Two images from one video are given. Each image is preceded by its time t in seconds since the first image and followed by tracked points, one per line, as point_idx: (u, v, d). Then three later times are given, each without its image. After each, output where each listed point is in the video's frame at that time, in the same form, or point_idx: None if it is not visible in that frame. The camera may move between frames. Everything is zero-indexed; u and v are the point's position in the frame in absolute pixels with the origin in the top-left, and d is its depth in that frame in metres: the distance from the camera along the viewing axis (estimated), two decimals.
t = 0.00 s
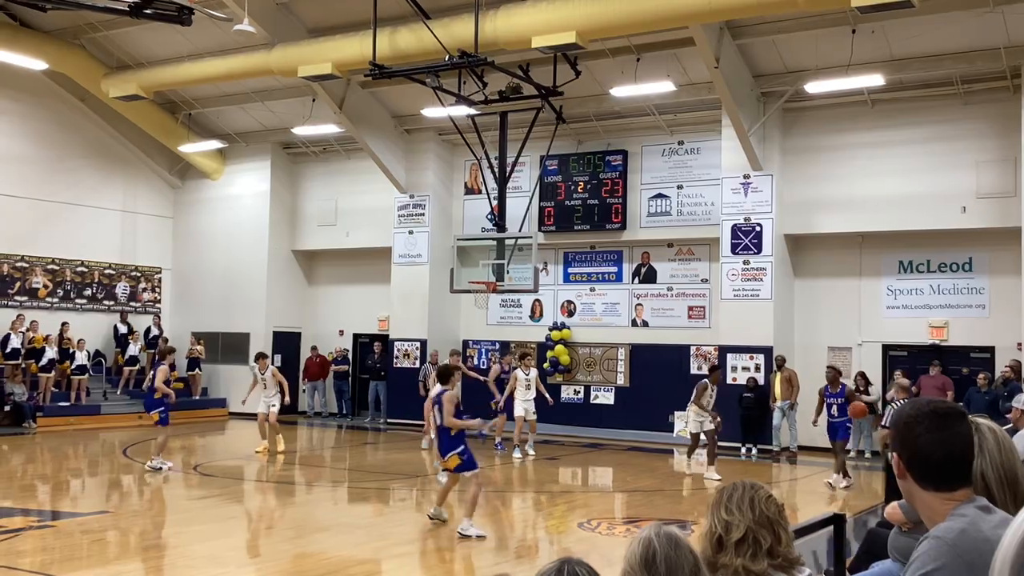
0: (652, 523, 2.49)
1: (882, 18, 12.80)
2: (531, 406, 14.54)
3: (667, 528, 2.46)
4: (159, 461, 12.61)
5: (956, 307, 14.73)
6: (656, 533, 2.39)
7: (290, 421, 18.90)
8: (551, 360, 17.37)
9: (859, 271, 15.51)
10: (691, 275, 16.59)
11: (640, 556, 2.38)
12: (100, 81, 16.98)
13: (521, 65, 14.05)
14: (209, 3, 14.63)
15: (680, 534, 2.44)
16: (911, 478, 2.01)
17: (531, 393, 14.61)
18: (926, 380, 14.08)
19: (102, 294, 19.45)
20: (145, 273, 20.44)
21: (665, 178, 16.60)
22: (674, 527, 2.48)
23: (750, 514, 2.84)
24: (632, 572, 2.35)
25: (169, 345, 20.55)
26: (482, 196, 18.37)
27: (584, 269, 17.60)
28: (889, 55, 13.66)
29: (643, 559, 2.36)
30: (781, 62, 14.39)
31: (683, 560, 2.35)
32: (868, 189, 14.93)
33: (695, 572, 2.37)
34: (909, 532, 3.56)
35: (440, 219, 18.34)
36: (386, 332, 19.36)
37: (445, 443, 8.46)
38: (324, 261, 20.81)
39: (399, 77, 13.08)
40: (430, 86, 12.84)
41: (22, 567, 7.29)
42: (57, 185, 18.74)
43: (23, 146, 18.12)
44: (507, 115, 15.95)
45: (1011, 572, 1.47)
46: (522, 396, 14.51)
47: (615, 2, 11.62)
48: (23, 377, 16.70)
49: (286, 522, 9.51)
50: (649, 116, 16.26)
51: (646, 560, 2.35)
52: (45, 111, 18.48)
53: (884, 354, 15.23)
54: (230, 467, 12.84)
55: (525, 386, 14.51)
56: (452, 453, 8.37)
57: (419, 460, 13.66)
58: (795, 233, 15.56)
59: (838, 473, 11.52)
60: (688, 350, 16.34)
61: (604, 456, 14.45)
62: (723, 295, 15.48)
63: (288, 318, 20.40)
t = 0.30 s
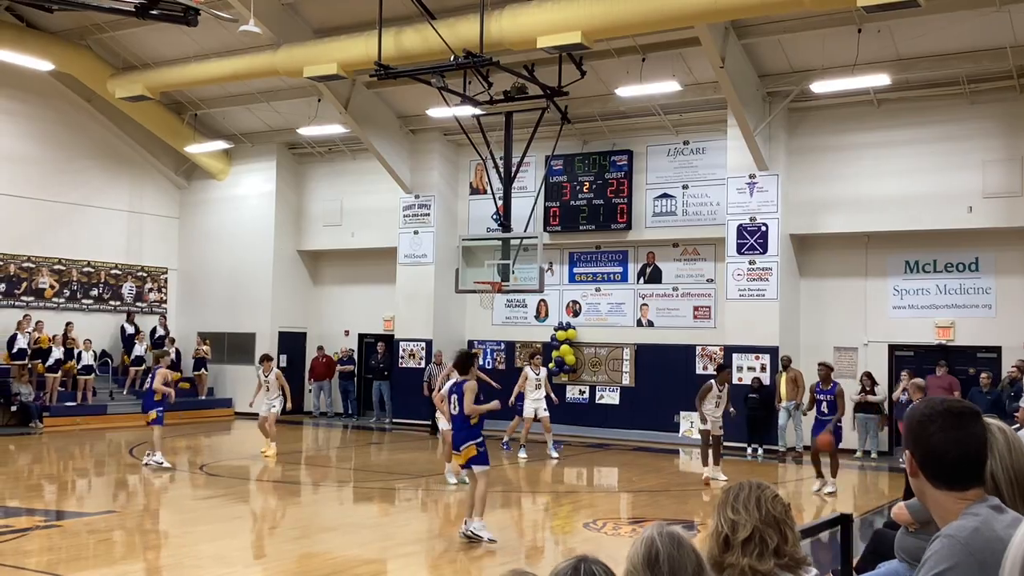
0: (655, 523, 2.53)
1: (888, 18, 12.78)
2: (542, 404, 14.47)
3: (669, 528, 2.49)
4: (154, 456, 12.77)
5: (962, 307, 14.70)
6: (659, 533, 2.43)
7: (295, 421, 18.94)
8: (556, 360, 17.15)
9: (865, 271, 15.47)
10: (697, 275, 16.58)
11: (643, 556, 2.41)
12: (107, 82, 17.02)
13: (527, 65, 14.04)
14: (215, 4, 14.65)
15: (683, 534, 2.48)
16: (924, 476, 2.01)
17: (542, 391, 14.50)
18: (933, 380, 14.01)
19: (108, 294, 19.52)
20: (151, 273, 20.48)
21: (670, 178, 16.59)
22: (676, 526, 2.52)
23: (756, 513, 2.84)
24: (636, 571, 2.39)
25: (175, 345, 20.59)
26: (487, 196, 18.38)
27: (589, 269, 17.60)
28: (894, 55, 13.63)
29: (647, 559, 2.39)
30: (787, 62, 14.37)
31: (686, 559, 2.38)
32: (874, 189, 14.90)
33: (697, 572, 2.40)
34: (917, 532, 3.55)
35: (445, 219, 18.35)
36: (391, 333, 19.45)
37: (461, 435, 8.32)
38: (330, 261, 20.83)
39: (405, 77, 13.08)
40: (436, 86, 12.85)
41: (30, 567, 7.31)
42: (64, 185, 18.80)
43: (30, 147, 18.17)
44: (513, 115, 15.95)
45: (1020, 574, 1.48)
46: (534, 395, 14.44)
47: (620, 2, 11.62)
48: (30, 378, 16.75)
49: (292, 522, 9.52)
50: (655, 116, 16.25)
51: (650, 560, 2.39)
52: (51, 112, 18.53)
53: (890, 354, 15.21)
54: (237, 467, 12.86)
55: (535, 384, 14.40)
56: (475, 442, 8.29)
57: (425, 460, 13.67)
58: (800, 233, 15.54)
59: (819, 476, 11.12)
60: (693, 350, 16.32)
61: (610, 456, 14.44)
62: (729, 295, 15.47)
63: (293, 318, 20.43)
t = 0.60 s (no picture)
0: (661, 521, 2.58)
1: (897, 16, 12.74)
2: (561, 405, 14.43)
3: (676, 527, 2.55)
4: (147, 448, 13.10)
5: (972, 306, 14.64)
6: (665, 532, 2.48)
7: (303, 420, 18.98)
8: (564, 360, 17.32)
9: (874, 270, 15.43)
10: (705, 274, 16.55)
11: (649, 554, 2.47)
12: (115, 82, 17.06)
13: (534, 65, 14.04)
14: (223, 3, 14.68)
15: (689, 533, 2.53)
16: (942, 475, 2.00)
17: (560, 391, 14.51)
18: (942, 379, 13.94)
19: (118, 294, 19.58)
20: (160, 273, 20.54)
21: (678, 178, 16.57)
22: (683, 525, 2.57)
23: (766, 513, 2.84)
24: (643, 569, 2.44)
25: (184, 344, 20.64)
26: (495, 195, 18.38)
27: (597, 269, 17.58)
28: (903, 53, 13.59)
29: (654, 558, 2.45)
30: (795, 60, 14.34)
31: (693, 559, 2.44)
32: (883, 187, 14.86)
33: (702, 570, 2.46)
34: (925, 533, 3.58)
35: (453, 218, 18.36)
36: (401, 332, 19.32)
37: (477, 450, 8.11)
38: (338, 260, 20.85)
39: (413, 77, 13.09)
40: (444, 86, 12.86)
41: (40, 566, 7.33)
42: (74, 185, 18.86)
43: (39, 147, 18.23)
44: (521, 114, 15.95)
45: None
46: (553, 395, 14.43)
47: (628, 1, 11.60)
48: (40, 377, 16.83)
49: (301, 521, 9.53)
50: (663, 116, 16.22)
51: (656, 559, 2.44)
52: (61, 113, 18.59)
53: (899, 353, 15.17)
54: (245, 466, 12.88)
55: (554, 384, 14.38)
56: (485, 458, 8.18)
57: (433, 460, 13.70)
58: (809, 232, 15.50)
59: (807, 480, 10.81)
60: (702, 350, 16.32)
61: (618, 456, 14.43)
62: (737, 295, 15.44)
63: (302, 318, 20.48)
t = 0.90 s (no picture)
0: (676, 519, 2.58)
1: (910, 13, 12.68)
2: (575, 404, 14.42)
3: (690, 524, 2.55)
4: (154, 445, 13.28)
5: (985, 304, 14.57)
6: (679, 529, 2.49)
7: (315, 419, 19.04)
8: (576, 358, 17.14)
9: (887, 269, 15.37)
10: (717, 273, 16.52)
11: (664, 551, 2.48)
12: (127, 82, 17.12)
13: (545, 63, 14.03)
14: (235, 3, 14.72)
15: (704, 530, 2.54)
16: (963, 472, 1.98)
17: (574, 390, 14.46)
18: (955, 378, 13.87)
19: (130, 293, 19.66)
20: (173, 272, 20.62)
21: (689, 176, 16.54)
22: (697, 522, 2.58)
23: (776, 513, 2.83)
24: (658, 567, 2.45)
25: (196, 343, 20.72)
26: (506, 194, 18.39)
27: (608, 267, 17.57)
28: (916, 50, 13.54)
29: (668, 556, 2.45)
30: (807, 58, 14.30)
31: (707, 557, 2.44)
32: (895, 185, 14.81)
33: (716, 567, 2.46)
34: (940, 531, 3.60)
35: (465, 217, 18.37)
36: (412, 331, 19.66)
37: (481, 444, 7.94)
38: (349, 259, 20.89)
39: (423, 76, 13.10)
40: (454, 84, 12.86)
41: (54, 564, 7.37)
42: (86, 184, 18.94)
43: (52, 148, 18.31)
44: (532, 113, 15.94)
45: None
46: (565, 394, 14.44)
47: None
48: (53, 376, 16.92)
49: (313, 519, 9.55)
50: (674, 114, 16.19)
51: (671, 556, 2.45)
52: (74, 113, 18.67)
53: (912, 352, 15.11)
54: (258, 464, 12.93)
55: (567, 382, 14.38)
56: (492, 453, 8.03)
57: (445, 458, 13.73)
58: (821, 231, 15.46)
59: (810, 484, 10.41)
60: (714, 348, 16.26)
61: (629, 455, 14.42)
62: (749, 293, 15.40)
63: (313, 316, 20.53)
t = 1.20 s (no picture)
0: (694, 515, 2.58)
1: (924, 10, 12.62)
2: (584, 402, 14.41)
3: (710, 521, 2.55)
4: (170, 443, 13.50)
5: (1000, 302, 14.49)
6: (701, 525, 2.48)
7: (328, 417, 19.10)
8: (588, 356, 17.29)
9: (901, 267, 15.31)
10: (730, 271, 16.47)
11: (685, 547, 2.47)
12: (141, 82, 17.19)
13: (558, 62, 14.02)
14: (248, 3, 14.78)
15: (724, 527, 2.54)
16: (981, 469, 1.97)
17: (582, 389, 14.43)
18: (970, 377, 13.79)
19: (145, 292, 19.76)
20: (187, 271, 20.72)
21: (703, 174, 16.51)
22: (716, 518, 2.58)
23: (790, 512, 2.82)
24: (678, 563, 2.44)
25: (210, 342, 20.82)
26: (519, 192, 18.39)
27: (621, 265, 17.55)
28: (930, 47, 13.47)
29: (689, 552, 2.45)
30: (821, 55, 14.24)
31: (727, 553, 2.44)
32: (910, 183, 14.74)
33: (737, 564, 2.45)
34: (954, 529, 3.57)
35: (477, 215, 18.38)
36: (425, 329, 19.70)
37: (476, 445, 7.94)
38: (362, 257, 20.93)
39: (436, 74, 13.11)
40: (467, 83, 12.87)
41: (71, 561, 7.42)
42: (101, 184, 19.04)
43: (67, 148, 18.42)
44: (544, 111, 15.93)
45: None
46: (573, 394, 14.42)
47: None
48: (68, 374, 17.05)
49: (327, 517, 9.58)
50: (687, 111, 16.14)
51: (692, 553, 2.45)
52: (88, 113, 18.76)
53: (927, 350, 15.04)
54: (272, 462, 12.97)
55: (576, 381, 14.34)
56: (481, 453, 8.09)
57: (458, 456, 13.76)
58: (835, 228, 15.40)
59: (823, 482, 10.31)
60: (727, 346, 16.25)
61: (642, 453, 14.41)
62: (762, 291, 15.36)
63: (327, 315, 20.58)
